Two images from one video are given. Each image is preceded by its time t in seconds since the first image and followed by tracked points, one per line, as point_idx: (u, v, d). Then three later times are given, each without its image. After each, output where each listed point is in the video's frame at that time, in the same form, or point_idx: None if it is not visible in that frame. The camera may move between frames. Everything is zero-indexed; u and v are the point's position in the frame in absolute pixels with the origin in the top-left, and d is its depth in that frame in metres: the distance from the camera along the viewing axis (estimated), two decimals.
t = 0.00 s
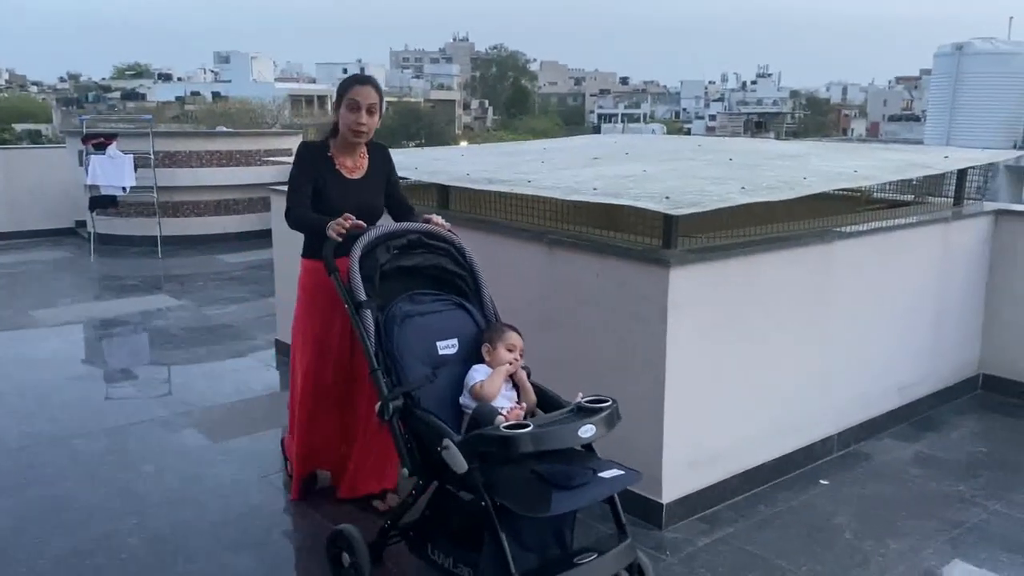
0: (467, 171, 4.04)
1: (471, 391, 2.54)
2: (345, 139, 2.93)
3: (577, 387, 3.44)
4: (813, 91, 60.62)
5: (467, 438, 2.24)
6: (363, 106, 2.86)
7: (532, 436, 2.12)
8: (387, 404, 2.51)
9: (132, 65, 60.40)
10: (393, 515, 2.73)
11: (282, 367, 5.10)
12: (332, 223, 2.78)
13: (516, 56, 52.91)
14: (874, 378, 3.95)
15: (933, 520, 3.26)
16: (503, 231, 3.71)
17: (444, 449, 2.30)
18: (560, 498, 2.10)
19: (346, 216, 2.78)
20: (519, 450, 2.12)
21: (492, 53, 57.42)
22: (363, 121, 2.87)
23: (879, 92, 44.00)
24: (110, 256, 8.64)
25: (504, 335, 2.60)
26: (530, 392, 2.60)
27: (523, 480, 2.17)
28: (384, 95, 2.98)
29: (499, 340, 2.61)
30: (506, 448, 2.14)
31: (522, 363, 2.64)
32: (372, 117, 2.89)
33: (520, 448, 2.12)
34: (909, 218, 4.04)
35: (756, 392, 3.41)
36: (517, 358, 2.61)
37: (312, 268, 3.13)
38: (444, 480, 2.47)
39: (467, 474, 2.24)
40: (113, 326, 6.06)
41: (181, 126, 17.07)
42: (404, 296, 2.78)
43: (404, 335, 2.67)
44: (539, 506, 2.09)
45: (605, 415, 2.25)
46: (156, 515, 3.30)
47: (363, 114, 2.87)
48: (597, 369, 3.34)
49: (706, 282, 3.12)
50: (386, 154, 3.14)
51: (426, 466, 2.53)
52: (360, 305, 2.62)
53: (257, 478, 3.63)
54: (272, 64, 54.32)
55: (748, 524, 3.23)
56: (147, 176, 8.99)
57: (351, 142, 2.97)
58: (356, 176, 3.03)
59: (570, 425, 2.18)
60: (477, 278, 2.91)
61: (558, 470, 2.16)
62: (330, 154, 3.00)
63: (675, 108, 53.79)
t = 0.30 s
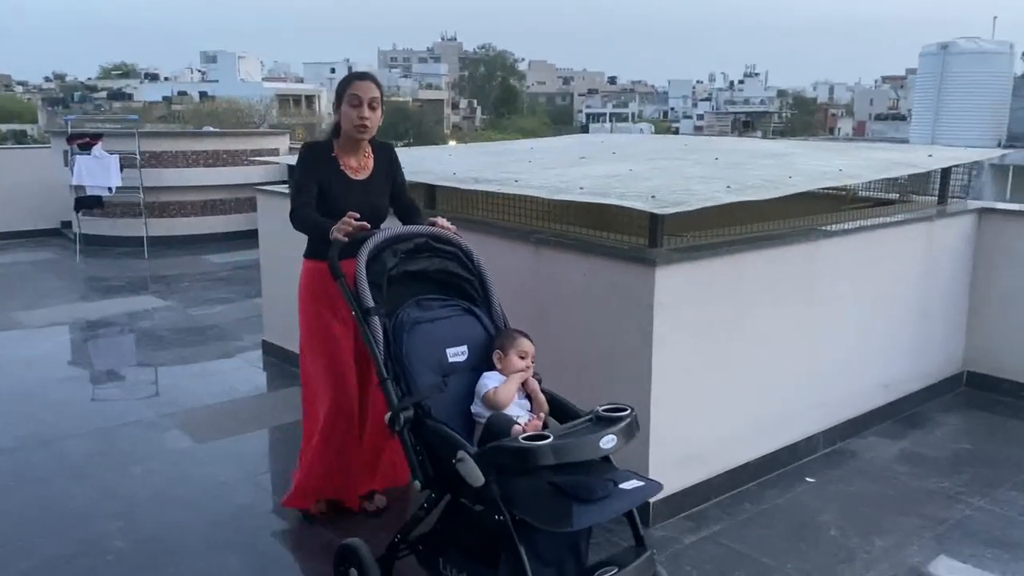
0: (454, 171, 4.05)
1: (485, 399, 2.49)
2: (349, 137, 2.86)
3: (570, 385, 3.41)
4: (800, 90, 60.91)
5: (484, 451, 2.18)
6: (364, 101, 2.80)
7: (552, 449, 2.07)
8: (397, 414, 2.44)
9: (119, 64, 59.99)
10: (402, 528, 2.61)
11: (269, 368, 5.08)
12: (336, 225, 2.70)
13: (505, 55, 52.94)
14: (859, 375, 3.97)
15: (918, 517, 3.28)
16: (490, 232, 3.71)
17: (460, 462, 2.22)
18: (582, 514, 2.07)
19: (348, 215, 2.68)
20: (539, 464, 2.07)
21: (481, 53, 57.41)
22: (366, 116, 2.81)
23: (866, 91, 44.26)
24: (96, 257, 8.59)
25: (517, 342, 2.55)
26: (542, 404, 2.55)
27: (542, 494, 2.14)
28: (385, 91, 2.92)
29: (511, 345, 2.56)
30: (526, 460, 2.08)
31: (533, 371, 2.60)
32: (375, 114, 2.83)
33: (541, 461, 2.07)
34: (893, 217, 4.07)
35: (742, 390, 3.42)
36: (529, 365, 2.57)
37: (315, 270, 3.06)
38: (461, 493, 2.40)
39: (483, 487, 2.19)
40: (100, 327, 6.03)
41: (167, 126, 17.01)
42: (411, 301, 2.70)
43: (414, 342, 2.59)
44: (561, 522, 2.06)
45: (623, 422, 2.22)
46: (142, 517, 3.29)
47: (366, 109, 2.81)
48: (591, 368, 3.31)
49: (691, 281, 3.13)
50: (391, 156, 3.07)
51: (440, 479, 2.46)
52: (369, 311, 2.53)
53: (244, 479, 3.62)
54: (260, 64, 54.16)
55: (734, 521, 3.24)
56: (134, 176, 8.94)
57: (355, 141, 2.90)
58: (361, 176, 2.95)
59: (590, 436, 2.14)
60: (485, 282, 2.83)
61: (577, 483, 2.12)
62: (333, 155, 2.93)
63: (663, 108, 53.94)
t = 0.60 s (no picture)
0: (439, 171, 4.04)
1: (494, 406, 2.48)
2: (344, 138, 2.79)
3: (565, 386, 3.37)
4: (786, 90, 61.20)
5: (498, 462, 2.14)
6: (361, 103, 2.73)
7: (570, 459, 2.04)
8: (405, 424, 2.39)
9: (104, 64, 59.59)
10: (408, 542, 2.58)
11: (254, 369, 5.06)
12: (337, 227, 2.65)
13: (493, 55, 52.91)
14: (843, 373, 3.99)
15: (902, 514, 3.30)
16: (476, 233, 3.71)
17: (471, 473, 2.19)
18: (601, 526, 2.03)
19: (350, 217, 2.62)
20: (557, 474, 2.04)
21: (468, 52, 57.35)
22: (362, 118, 2.74)
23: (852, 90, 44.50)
24: (81, 258, 8.54)
25: (526, 348, 2.55)
26: (553, 410, 2.57)
27: (558, 504, 2.09)
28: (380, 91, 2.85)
29: (521, 352, 2.55)
30: (544, 471, 2.04)
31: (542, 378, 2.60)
32: (370, 115, 2.76)
33: (558, 471, 2.04)
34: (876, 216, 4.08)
35: (726, 389, 3.43)
36: (538, 372, 2.57)
37: (313, 275, 2.94)
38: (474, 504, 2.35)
39: (498, 499, 2.14)
40: (84, 329, 5.99)
41: (153, 126, 16.92)
42: (415, 306, 2.67)
43: (419, 348, 2.57)
44: (580, 534, 2.02)
45: (639, 430, 2.19)
46: (126, 519, 3.27)
47: (362, 110, 2.74)
48: (585, 368, 3.28)
49: (676, 280, 3.14)
50: (387, 156, 3.00)
51: (451, 491, 2.41)
52: (374, 316, 2.51)
53: (229, 482, 3.60)
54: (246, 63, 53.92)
55: (719, 519, 3.25)
56: (118, 176, 8.88)
57: (349, 143, 2.82)
58: (356, 179, 2.89)
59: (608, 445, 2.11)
60: (489, 285, 2.80)
61: (594, 493, 2.08)
62: (327, 157, 2.85)
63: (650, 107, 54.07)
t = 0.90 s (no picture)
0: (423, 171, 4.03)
1: (501, 413, 2.44)
2: (332, 137, 2.74)
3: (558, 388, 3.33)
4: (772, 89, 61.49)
5: (510, 473, 2.11)
6: (347, 98, 2.71)
7: (589, 467, 2.00)
8: (411, 433, 2.38)
9: (87, 64, 59.26)
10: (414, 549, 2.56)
11: (238, 370, 5.04)
12: (335, 229, 2.58)
13: (479, 55, 52.92)
14: (826, 370, 4.01)
15: (884, 510, 3.32)
16: (460, 233, 3.71)
17: (484, 484, 2.17)
18: (620, 534, 2.03)
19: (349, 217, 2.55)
20: (574, 484, 2.00)
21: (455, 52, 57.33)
22: (350, 113, 2.72)
23: (836, 89, 44.76)
24: (63, 259, 8.48)
25: (530, 353, 2.55)
26: (558, 415, 2.55)
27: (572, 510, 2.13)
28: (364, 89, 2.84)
29: (525, 357, 2.55)
30: (561, 481, 2.00)
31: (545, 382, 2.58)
32: (356, 111, 2.73)
33: (575, 480, 2.00)
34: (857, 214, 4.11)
35: (710, 387, 3.44)
36: (542, 377, 2.55)
37: (311, 280, 2.88)
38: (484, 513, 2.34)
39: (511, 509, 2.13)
40: (66, 330, 5.95)
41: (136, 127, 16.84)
42: (416, 311, 2.64)
43: (423, 354, 2.54)
44: (601, 544, 2.01)
45: (651, 434, 2.17)
46: (108, 522, 3.25)
47: (349, 106, 2.72)
48: (575, 368, 3.26)
49: (661, 279, 3.15)
50: (378, 154, 2.95)
51: (458, 502, 2.41)
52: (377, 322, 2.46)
53: (213, 484, 3.58)
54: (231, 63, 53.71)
55: (703, 517, 3.26)
56: (100, 177, 8.83)
57: (339, 142, 2.78)
58: (349, 178, 2.82)
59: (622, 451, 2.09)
60: (487, 288, 2.79)
61: (608, 500, 2.11)
62: (317, 158, 2.79)
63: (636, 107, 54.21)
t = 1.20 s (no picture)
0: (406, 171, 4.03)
1: (512, 418, 2.43)
2: (318, 135, 2.67)
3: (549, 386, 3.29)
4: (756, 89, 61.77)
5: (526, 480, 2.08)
6: (329, 94, 2.63)
7: (610, 474, 1.94)
8: (423, 441, 2.32)
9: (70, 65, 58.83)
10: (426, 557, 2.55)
11: (222, 372, 5.01)
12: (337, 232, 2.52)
13: (464, 54, 52.86)
14: (809, 368, 4.03)
15: (867, 506, 3.34)
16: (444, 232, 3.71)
17: (502, 493, 2.13)
18: (643, 539, 2.09)
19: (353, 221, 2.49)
20: (595, 491, 1.94)
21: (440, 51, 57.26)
22: (332, 108, 2.63)
23: (819, 88, 45.00)
24: (45, 261, 8.41)
25: (539, 357, 2.55)
26: (569, 420, 2.55)
27: (588, 519, 2.20)
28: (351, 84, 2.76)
29: (534, 360, 2.55)
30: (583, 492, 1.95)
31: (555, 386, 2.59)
32: (338, 106, 2.65)
33: (596, 488, 1.94)
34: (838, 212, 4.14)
35: (694, 385, 3.45)
36: (551, 381, 2.56)
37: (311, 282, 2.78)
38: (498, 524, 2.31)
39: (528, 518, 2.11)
40: (48, 332, 5.90)
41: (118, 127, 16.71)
42: (421, 316, 2.59)
43: (431, 360, 2.50)
44: (626, 549, 2.05)
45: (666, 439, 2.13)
46: (90, 525, 3.22)
47: (331, 101, 2.64)
48: (559, 367, 3.26)
49: (644, 278, 3.15)
50: (370, 153, 2.89)
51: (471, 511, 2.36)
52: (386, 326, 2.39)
53: (196, 486, 3.56)
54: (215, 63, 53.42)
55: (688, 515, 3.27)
56: (82, 178, 8.76)
57: (327, 140, 2.70)
58: (339, 178, 2.75)
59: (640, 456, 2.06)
60: (492, 292, 2.78)
61: (625, 509, 2.18)
62: (306, 158, 2.72)
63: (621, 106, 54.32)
